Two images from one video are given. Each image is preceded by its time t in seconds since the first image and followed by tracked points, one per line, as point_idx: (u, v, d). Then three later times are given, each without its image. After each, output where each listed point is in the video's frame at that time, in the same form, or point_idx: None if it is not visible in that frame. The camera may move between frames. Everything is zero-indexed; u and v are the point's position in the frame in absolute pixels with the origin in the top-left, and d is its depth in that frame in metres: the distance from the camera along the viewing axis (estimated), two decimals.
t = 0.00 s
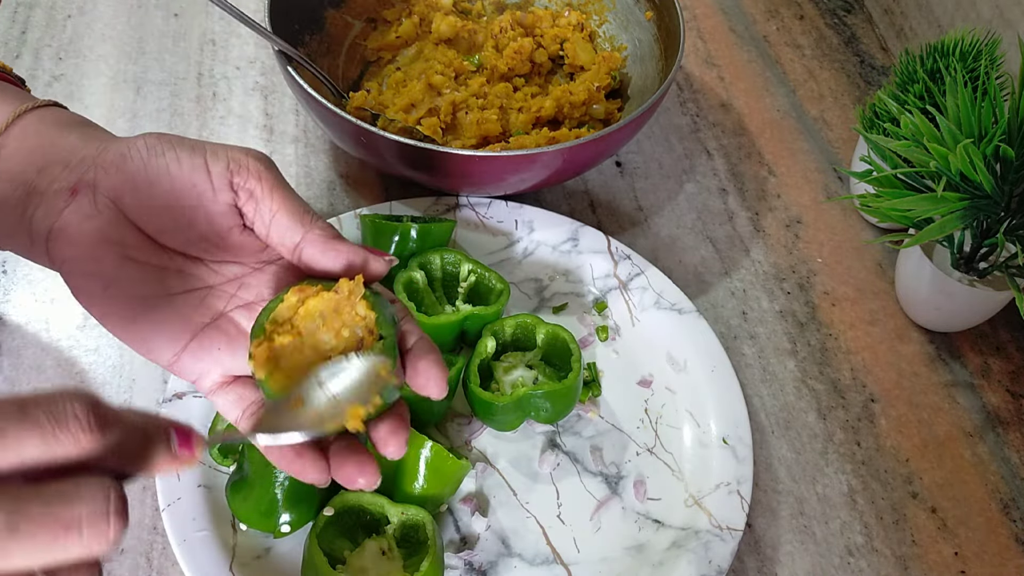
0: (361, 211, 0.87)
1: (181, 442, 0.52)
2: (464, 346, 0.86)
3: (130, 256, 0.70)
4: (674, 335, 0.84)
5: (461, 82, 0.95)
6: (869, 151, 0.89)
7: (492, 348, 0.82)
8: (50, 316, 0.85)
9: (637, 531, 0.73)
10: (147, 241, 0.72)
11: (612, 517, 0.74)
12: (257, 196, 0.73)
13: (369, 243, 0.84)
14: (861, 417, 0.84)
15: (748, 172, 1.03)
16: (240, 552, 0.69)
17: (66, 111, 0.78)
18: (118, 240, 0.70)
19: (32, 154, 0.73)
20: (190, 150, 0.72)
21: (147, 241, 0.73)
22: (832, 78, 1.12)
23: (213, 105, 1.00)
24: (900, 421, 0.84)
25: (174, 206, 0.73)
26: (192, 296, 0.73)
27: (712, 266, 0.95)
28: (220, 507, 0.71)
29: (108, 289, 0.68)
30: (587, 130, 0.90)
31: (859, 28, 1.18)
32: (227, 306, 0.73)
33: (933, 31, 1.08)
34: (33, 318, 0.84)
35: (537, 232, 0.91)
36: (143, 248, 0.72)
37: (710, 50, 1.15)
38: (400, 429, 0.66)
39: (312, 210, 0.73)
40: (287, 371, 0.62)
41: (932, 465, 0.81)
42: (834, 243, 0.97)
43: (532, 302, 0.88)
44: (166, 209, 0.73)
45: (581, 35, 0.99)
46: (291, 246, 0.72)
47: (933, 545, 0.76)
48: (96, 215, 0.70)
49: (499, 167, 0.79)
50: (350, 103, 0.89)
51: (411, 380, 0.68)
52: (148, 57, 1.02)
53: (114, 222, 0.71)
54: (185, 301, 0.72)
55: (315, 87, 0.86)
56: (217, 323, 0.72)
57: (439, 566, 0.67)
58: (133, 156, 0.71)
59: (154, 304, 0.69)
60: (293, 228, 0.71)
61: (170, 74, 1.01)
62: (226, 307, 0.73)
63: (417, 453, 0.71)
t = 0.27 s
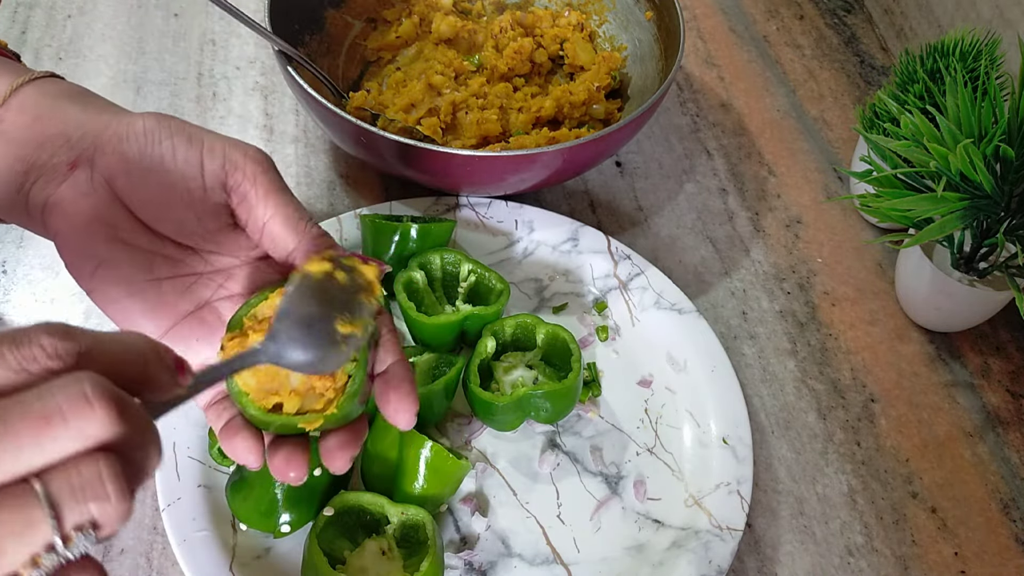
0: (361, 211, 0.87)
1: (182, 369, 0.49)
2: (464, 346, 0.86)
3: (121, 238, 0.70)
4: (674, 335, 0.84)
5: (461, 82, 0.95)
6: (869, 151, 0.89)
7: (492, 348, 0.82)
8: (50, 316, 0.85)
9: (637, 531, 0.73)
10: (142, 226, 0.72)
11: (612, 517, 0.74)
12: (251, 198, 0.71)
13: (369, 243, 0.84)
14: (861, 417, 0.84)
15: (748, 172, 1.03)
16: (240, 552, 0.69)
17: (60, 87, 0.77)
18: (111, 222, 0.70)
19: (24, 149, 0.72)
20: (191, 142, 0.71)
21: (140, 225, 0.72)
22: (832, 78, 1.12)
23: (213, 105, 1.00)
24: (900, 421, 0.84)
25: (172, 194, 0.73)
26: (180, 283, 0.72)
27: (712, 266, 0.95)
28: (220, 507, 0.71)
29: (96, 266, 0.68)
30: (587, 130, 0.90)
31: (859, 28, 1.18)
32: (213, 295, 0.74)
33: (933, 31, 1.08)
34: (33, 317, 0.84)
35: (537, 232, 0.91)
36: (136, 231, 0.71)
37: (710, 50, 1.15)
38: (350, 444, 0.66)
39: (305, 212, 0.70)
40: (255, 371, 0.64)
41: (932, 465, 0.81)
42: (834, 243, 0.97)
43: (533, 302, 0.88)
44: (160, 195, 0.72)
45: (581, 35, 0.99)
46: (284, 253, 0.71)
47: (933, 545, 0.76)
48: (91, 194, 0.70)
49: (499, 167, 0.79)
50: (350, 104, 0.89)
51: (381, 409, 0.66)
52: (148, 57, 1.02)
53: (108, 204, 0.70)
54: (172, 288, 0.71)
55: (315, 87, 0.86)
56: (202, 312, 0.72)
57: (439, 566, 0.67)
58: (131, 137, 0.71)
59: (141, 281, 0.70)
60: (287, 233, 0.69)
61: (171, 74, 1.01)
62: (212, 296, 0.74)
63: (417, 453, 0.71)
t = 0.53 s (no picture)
0: (361, 211, 0.87)
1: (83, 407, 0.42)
2: (464, 346, 0.86)
3: (142, 215, 0.69)
4: (674, 335, 0.84)
5: (461, 82, 0.95)
6: (869, 151, 0.89)
7: (492, 348, 0.82)
8: (50, 316, 0.85)
9: (637, 531, 0.73)
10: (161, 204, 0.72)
11: (612, 517, 0.74)
12: (275, 173, 0.73)
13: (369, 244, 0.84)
14: (861, 417, 0.84)
15: (748, 172, 1.03)
16: (240, 552, 0.69)
17: (70, 79, 0.77)
18: (131, 200, 0.69)
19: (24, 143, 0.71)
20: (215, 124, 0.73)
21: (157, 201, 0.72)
22: (832, 78, 1.12)
23: (213, 105, 1.00)
24: (900, 421, 0.84)
25: (191, 173, 0.73)
26: (195, 262, 0.72)
27: (712, 266, 0.95)
28: (220, 507, 0.71)
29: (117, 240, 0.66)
30: (587, 130, 0.90)
31: (859, 28, 1.18)
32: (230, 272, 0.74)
33: (933, 31, 1.08)
34: (33, 318, 0.84)
35: (537, 232, 0.91)
36: (155, 209, 0.71)
37: (710, 50, 1.15)
38: (384, 410, 0.68)
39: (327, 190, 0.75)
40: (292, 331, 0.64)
41: (932, 465, 0.81)
42: (834, 243, 0.97)
43: (533, 302, 0.88)
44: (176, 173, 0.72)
45: (581, 35, 0.99)
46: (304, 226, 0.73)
47: (933, 545, 0.76)
48: (110, 172, 0.69)
49: (499, 167, 0.79)
50: (350, 104, 0.89)
51: (403, 367, 0.70)
52: (148, 57, 1.02)
53: (126, 181, 0.69)
54: (188, 266, 0.71)
55: (315, 87, 0.86)
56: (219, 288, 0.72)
57: (439, 566, 0.67)
58: (155, 118, 0.71)
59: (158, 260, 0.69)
60: (310, 208, 0.73)
61: (171, 74, 1.01)
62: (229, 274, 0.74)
63: (417, 453, 0.71)
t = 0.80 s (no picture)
0: (361, 211, 0.87)
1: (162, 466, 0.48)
2: (464, 346, 0.86)
3: (118, 218, 0.73)
4: (674, 335, 0.84)
5: (461, 81, 0.95)
6: (869, 151, 0.89)
7: (492, 348, 0.82)
8: (50, 316, 0.85)
9: (637, 531, 0.73)
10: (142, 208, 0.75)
11: (612, 517, 0.74)
12: (253, 173, 0.72)
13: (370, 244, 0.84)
14: (861, 417, 0.84)
15: (748, 172, 1.03)
16: (240, 552, 0.69)
17: (51, 80, 0.77)
18: (108, 202, 0.73)
19: (23, 147, 0.72)
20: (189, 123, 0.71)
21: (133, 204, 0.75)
22: (832, 78, 1.12)
23: (213, 105, 1.00)
24: (900, 421, 0.84)
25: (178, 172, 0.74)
26: (174, 263, 0.74)
27: (712, 266, 0.95)
28: (220, 507, 0.71)
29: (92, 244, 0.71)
30: (587, 130, 0.90)
31: (859, 28, 1.18)
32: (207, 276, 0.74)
33: (933, 31, 1.08)
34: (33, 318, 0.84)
35: (537, 232, 0.91)
36: (132, 211, 0.74)
37: (710, 50, 1.15)
38: (359, 416, 0.66)
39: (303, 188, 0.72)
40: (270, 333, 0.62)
41: (932, 465, 0.81)
42: (834, 243, 0.97)
43: (533, 302, 0.88)
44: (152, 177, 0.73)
45: (581, 35, 0.99)
46: (286, 225, 0.72)
47: (933, 545, 0.76)
48: (87, 174, 0.73)
49: (499, 167, 0.79)
50: (350, 103, 0.89)
51: (382, 374, 0.68)
52: (148, 57, 1.02)
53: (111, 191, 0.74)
54: (165, 268, 0.73)
55: (315, 87, 0.86)
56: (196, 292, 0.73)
57: (439, 566, 0.67)
58: (132, 119, 0.71)
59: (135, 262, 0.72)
60: (287, 208, 0.71)
61: (170, 74, 1.01)
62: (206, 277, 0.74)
63: (417, 453, 0.71)
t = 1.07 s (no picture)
0: (362, 211, 0.87)
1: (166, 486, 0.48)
2: (464, 346, 0.86)
3: (116, 226, 0.72)
4: (674, 334, 0.84)
5: (461, 82, 0.95)
6: (869, 151, 0.89)
7: (492, 348, 0.82)
8: (50, 316, 0.85)
9: (637, 531, 0.73)
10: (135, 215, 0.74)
11: (612, 517, 0.74)
12: (247, 180, 0.72)
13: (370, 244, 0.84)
14: (861, 417, 0.84)
15: (748, 172, 1.03)
16: (240, 553, 0.69)
17: (51, 87, 0.77)
18: (103, 211, 0.72)
19: (21, 149, 0.72)
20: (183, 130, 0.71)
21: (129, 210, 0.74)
22: (832, 78, 1.12)
23: (213, 105, 1.00)
24: (900, 421, 0.84)
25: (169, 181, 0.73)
26: (171, 270, 0.74)
27: (712, 266, 0.95)
28: (220, 507, 0.71)
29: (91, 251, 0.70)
30: (587, 130, 0.90)
31: (859, 28, 1.18)
32: (205, 283, 0.75)
33: (933, 31, 1.08)
34: (33, 318, 0.84)
35: (537, 232, 0.91)
36: (129, 219, 0.73)
37: (710, 50, 1.15)
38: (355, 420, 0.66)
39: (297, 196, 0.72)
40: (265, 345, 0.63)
41: (932, 465, 0.81)
42: (834, 243, 0.97)
43: (533, 302, 0.88)
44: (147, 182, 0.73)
45: (581, 35, 0.99)
46: (278, 232, 0.72)
47: (933, 545, 0.76)
48: (82, 182, 0.72)
49: (499, 167, 0.79)
50: (350, 103, 0.89)
51: (377, 378, 0.68)
52: (148, 57, 1.02)
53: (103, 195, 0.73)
54: (162, 275, 0.73)
55: (315, 87, 0.86)
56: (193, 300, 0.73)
57: (439, 566, 0.68)
58: (126, 127, 0.71)
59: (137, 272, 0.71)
60: (281, 215, 0.71)
61: (170, 74, 1.01)
62: (203, 285, 0.74)
63: (417, 453, 0.71)
